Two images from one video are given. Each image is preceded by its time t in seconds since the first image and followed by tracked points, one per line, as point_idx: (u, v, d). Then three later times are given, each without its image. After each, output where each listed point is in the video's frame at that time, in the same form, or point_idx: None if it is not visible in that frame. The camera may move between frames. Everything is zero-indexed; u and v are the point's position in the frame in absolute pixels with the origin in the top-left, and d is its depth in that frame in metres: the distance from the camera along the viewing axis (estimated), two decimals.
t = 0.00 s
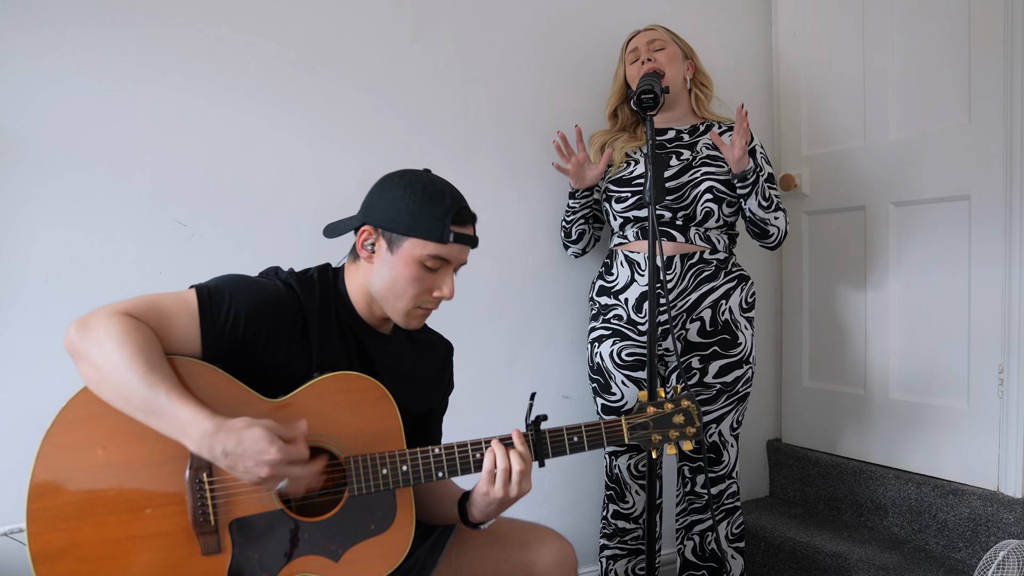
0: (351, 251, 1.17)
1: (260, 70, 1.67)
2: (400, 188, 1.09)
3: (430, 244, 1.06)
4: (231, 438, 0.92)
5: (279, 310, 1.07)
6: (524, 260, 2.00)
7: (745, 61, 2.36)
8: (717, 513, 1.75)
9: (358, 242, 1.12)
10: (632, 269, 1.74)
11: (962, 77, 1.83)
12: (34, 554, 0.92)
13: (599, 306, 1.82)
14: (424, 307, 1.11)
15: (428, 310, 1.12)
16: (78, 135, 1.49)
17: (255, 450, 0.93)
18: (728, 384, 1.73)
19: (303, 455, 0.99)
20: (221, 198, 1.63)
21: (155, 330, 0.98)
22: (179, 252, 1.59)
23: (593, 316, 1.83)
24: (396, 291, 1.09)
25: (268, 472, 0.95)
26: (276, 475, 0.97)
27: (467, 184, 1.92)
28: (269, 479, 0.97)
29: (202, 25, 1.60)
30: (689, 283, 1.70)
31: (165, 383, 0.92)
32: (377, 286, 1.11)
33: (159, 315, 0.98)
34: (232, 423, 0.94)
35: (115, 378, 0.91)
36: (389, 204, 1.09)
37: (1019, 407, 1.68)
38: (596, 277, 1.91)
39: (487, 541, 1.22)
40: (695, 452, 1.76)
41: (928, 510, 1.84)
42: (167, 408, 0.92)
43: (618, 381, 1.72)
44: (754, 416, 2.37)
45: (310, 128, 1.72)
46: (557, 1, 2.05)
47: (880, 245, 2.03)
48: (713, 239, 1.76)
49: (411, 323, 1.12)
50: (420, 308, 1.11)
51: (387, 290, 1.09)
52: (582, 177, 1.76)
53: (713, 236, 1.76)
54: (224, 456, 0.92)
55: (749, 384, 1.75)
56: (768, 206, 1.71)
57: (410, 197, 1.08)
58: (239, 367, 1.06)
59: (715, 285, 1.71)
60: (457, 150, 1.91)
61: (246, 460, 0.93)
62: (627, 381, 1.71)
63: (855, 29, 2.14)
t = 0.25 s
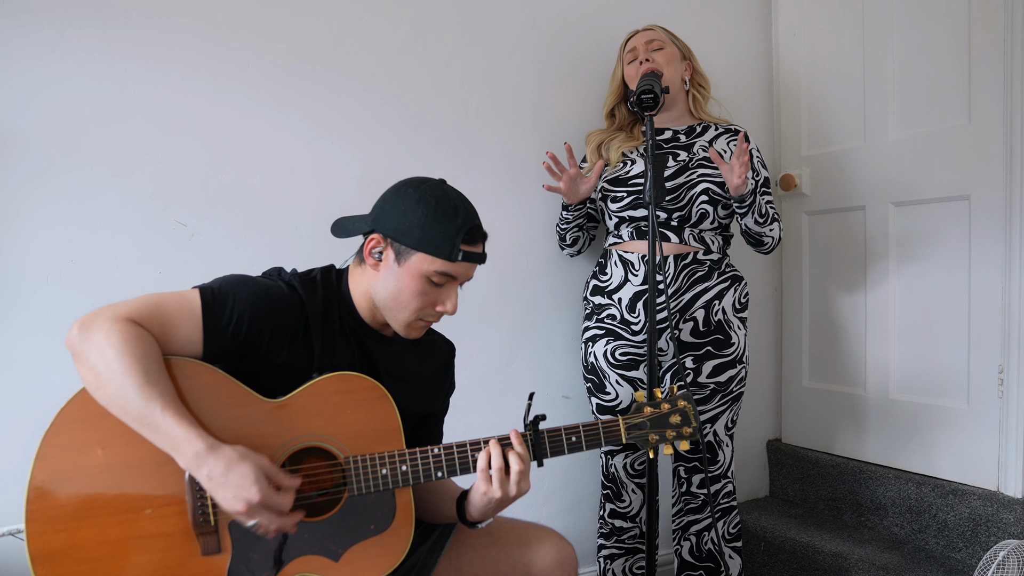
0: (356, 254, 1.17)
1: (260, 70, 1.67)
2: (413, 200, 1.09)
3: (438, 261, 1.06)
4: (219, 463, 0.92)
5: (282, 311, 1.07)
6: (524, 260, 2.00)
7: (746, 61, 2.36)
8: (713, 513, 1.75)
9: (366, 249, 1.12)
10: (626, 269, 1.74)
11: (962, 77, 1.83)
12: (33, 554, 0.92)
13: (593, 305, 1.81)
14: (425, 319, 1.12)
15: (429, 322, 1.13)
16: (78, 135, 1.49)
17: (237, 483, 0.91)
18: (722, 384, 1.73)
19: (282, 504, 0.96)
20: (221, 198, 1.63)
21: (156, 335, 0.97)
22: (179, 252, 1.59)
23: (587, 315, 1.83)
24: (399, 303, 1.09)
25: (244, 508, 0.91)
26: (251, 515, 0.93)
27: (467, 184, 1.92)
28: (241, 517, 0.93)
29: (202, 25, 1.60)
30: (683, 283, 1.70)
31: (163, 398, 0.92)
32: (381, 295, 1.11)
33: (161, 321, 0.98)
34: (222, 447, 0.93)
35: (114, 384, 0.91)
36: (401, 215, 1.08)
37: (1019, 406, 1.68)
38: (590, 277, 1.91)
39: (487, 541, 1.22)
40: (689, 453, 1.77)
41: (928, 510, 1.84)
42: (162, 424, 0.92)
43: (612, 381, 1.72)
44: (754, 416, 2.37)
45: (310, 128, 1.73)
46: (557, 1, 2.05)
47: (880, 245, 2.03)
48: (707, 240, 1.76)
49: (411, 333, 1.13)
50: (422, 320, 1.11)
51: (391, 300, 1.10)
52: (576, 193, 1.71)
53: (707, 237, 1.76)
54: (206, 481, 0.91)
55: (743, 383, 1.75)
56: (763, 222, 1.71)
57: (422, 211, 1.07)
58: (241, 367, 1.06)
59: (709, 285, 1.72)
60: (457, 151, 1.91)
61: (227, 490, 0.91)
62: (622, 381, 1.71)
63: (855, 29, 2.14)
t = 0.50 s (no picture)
0: (350, 251, 1.18)
1: (260, 70, 1.67)
2: (402, 189, 1.10)
3: (431, 247, 1.07)
4: (215, 463, 0.91)
5: (278, 310, 1.08)
6: (523, 260, 2.00)
7: (745, 61, 2.36)
8: (710, 512, 1.75)
9: (359, 243, 1.12)
10: (621, 269, 1.75)
11: (962, 77, 1.83)
12: (32, 555, 0.92)
13: (588, 305, 1.81)
14: (424, 309, 1.12)
15: (428, 311, 1.12)
16: (78, 135, 1.50)
17: (234, 482, 0.91)
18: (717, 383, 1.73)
19: (281, 501, 0.96)
20: (221, 198, 1.63)
21: (153, 336, 0.97)
22: (179, 252, 1.59)
23: (582, 315, 1.83)
24: (396, 293, 1.09)
25: (240, 508, 0.91)
26: (247, 515, 0.93)
27: (466, 184, 1.92)
28: (237, 517, 0.93)
29: (202, 26, 1.61)
30: (678, 284, 1.70)
31: (159, 399, 0.92)
32: (378, 288, 1.11)
33: (157, 321, 0.98)
34: (218, 447, 0.93)
35: (110, 385, 0.91)
36: (392, 205, 1.09)
37: (1019, 406, 1.68)
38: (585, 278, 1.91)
39: (486, 540, 1.22)
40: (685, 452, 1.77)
41: (928, 510, 1.83)
42: (158, 425, 0.92)
43: (608, 380, 1.73)
44: (753, 416, 2.37)
45: (310, 128, 1.73)
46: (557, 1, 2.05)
47: (880, 245, 2.03)
48: (702, 241, 1.76)
49: (411, 323, 1.12)
50: (420, 309, 1.11)
51: (388, 291, 1.10)
52: (572, 196, 1.69)
53: (702, 238, 1.76)
54: (203, 481, 0.91)
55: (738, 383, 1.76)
56: (759, 229, 1.72)
57: (411, 199, 1.08)
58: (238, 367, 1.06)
59: (704, 286, 1.72)
60: (457, 150, 1.91)
61: (224, 489, 0.91)
62: (618, 380, 1.72)
63: (855, 29, 2.14)
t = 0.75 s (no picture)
0: (346, 250, 1.17)
1: (260, 70, 1.67)
2: (395, 185, 1.10)
3: (426, 240, 1.07)
4: (218, 459, 0.92)
5: (277, 310, 1.08)
6: (524, 260, 2.00)
7: (746, 61, 2.36)
8: (708, 511, 1.76)
9: (354, 242, 1.12)
10: (617, 269, 1.75)
11: (962, 77, 1.83)
12: (31, 557, 0.92)
13: (584, 305, 1.81)
14: (422, 303, 1.12)
15: (427, 305, 1.12)
16: (78, 135, 1.50)
17: (238, 477, 0.92)
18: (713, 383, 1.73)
19: (286, 490, 0.97)
20: (221, 198, 1.63)
21: (151, 337, 0.97)
22: (179, 252, 1.59)
23: (577, 315, 1.83)
24: (394, 289, 1.09)
25: (246, 502, 0.93)
26: (254, 506, 0.94)
27: (466, 184, 1.92)
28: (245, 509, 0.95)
29: (202, 25, 1.60)
30: (674, 284, 1.70)
31: (159, 398, 0.92)
32: (375, 284, 1.11)
33: (156, 323, 0.98)
34: (219, 443, 0.93)
35: (109, 385, 0.91)
36: (385, 201, 1.09)
37: (1019, 406, 1.68)
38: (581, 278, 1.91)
39: (486, 540, 1.22)
40: (683, 452, 1.78)
41: (928, 510, 1.83)
42: (158, 424, 0.92)
43: (604, 381, 1.72)
44: (753, 416, 2.37)
45: (310, 128, 1.73)
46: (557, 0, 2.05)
47: (880, 245, 2.03)
48: (699, 241, 1.76)
49: (411, 318, 1.12)
50: (419, 304, 1.11)
51: (385, 287, 1.10)
52: (578, 190, 1.69)
53: (699, 239, 1.76)
54: (207, 477, 0.92)
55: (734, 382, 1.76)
56: (756, 227, 1.71)
57: (404, 193, 1.09)
58: (236, 368, 1.06)
59: (700, 286, 1.72)
60: (457, 150, 1.91)
61: (228, 484, 0.92)
62: (614, 380, 1.71)
63: (855, 29, 2.14)
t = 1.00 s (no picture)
0: (353, 258, 1.17)
1: (260, 70, 1.67)
2: (406, 202, 1.09)
3: (434, 262, 1.06)
4: (205, 482, 0.91)
5: (276, 313, 1.08)
6: (524, 260, 2.00)
7: (746, 61, 2.36)
8: (707, 511, 1.76)
9: (362, 254, 1.12)
10: (615, 270, 1.75)
11: (962, 76, 1.83)
12: (31, 559, 0.92)
13: (581, 305, 1.81)
14: (425, 321, 1.12)
15: (429, 323, 1.13)
16: (78, 135, 1.50)
17: (219, 505, 0.91)
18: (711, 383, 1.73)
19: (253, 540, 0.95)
20: (221, 198, 1.63)
21: (150, 342, 0.97)
22: (179, 252, 1.59)
23: (575, 316, 1.82)
24: (398, 306, 1.09)
25: (216, 532, 0.91)
26: (219, 539, 0.92)
27: (466, 184, 1.92)
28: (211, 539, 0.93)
29: (202, 26, 1.61)
30: (672, 284, 1.70)
31: (153, 411, 0.92)
32: (379, 299, 1.11)
33: (154, 327, 0.97)
34: (209, 466, 0.93)
35: (106, 393, 0.92)
36: (395, 218, 1.08)
37: (1019, 406, 1.68)
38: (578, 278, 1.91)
39: (485, 540, 1.22)
40: (681, 452, 1.77)
41: (928, 510, 1.83)
42: (151, 437, 0.92)
43: (603, 380, 1.72)
44: (754, 416, 2.37)
45: (310, 128, 1.73)
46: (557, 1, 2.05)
47: (880, 244, 2.03)
48: (696, 242, 1.76)
49: (412, 335, 1.13)
50: (421, 321, 1.12)
51: (389, 304, 1.10)
52: (590, 181, 1.67)
53: (696, 239, 1.76)
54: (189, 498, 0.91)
55: (732, 382, 1.76)
56: (748, 223, 1.70)
57: (415, 212, 1.08)
58: (235, 370, 1.07)
59: (697, 286, 1.72)
60: (457, 150, 1.91)
61: (207, 510, 0.91)
62: (613, 380, 1.71)
63: (855, 28, 2.13)
